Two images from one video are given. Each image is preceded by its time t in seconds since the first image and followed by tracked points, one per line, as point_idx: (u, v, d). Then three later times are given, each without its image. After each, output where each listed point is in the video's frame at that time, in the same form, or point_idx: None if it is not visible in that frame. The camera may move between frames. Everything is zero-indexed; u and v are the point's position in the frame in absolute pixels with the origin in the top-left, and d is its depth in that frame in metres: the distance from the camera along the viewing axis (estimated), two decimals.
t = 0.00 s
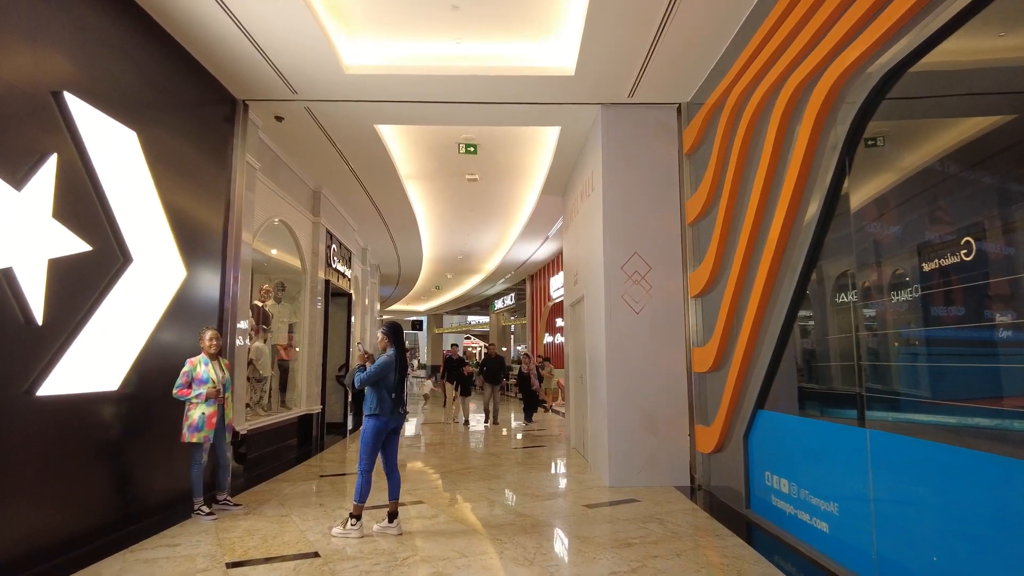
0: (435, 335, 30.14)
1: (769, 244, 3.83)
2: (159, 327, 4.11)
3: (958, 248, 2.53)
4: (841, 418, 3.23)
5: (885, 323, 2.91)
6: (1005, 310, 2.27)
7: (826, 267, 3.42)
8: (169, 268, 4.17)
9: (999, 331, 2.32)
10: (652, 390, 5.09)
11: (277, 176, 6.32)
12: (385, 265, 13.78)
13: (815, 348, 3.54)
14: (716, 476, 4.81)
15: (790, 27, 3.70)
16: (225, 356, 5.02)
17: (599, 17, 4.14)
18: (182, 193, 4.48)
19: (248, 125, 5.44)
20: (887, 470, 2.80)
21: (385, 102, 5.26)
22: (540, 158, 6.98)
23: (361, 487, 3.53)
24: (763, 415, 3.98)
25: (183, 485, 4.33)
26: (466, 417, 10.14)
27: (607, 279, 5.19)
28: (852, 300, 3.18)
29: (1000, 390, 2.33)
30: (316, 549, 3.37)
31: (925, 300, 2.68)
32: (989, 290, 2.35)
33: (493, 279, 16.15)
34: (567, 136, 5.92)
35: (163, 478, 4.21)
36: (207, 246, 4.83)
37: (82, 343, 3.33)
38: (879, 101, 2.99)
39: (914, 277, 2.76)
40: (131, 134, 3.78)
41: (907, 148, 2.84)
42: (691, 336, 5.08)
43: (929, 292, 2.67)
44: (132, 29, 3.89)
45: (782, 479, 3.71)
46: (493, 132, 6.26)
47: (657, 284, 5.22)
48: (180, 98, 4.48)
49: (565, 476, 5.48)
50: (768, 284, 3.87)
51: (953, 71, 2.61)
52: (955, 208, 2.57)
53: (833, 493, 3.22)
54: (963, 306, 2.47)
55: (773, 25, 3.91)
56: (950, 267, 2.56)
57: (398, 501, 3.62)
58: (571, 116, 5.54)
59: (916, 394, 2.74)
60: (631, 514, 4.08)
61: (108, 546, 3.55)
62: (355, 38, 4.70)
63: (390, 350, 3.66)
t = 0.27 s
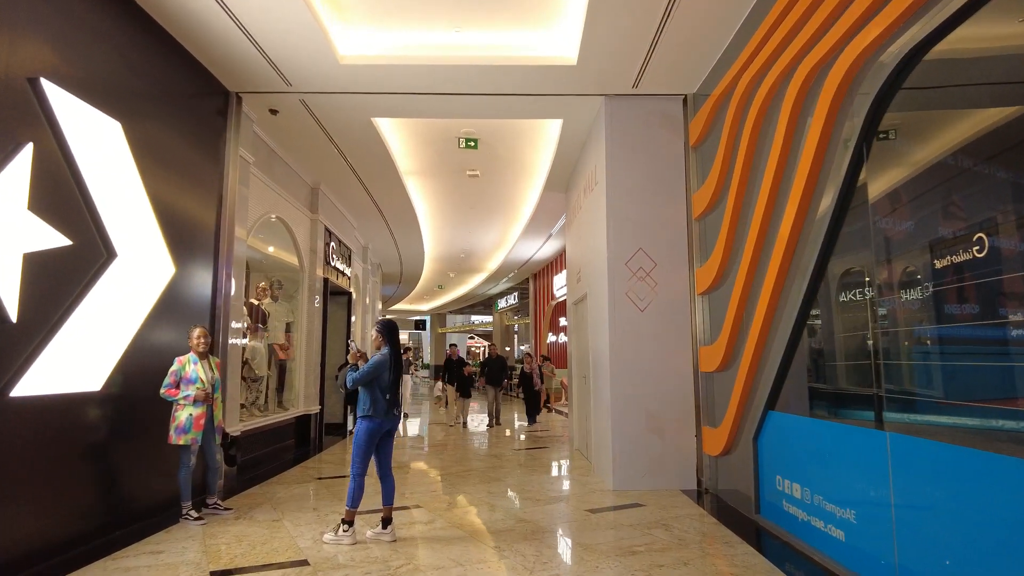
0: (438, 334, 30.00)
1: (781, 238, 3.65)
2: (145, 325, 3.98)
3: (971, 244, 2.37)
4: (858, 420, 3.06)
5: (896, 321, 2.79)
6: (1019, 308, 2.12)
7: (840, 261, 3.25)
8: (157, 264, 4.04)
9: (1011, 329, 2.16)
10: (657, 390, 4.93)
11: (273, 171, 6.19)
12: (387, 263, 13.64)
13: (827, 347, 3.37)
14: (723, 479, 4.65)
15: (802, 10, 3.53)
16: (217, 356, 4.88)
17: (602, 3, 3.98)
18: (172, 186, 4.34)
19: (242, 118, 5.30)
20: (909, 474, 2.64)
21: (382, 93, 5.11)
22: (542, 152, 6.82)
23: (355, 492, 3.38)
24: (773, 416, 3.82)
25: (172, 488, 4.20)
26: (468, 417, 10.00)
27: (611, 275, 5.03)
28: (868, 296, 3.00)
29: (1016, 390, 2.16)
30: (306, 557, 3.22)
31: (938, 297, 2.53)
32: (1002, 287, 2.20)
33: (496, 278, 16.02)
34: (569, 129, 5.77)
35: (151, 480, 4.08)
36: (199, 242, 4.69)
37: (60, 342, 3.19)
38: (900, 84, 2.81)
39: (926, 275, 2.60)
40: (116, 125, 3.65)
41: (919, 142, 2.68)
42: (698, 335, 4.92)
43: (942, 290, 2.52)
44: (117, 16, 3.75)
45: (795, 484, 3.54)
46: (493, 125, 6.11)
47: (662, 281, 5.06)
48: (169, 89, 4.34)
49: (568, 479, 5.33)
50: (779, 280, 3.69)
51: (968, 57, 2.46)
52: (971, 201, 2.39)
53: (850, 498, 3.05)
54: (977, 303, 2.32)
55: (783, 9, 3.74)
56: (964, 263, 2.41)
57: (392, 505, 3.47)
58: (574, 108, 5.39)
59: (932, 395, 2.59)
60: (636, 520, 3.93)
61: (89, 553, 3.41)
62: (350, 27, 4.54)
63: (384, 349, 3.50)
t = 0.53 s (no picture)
0: (442, 334, 29.84)
1: (794, 231, 3.42)
2: (125, 324, 3.80)
3: (988, 238, 2.26)
4: (879, 423, 2.84)
5: (908, 319, 2.61)
6: None
7: (857, 255, 3.00)
8: (139, 258, 3.87)
9: None
10: (662, 392, 4.72)
11: (267, 165, 6.02)
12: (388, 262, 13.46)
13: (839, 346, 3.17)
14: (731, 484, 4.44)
15: None
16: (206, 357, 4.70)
17: None
18: (156, 179, 4.17)
19: (232, 109, 5.12)
20: (933, 481, 2.39)
21: (376, 83, 4.92)
22: (544, 145, 6.63)
23: (342, 499, 3.19)
24: (786, 419, 3.60)
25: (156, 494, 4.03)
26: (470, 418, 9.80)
27: (615, 271, 4.84)
28: (881, 293, 2.81)
29: None
30: (290, 568, 3.05)
31: (954, 293, 2.37)
32: None
33: (499, 277, 15.83)
34: (571, 120, 5.57)
35: (134, 486, 3.91)
36: (186, 238, 4.52)
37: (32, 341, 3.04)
38: (924, 60, 2.58)
39: (940, 271, 2.45)
40: (93, 113, 3.49)
41: (932, 131, 2.54)
42: (706, 333, 4.71)
43: (958, 285, 2.37)
44: None
45: (810, 490, 3.31)
46: (492, 117, 5.92)
47: (668, 276, 4.86)
48: (153, 78, 4.16)
49: (570, 483, 5.14)
50: (793, 275, 3.46)
51: (989, 36, 2.27)
52: (988, 194, 2.29)
53: (869, 506, 2.82)
54: (996, 300, 2.19)
55: None
56: (980, 259, 2.28)
57: (382, 513, 3.29)
58: (576, 97, 5.19)
59: (950, 396, 2.43)
60: (640, 528, 3.74)
61: (63, 564, 3.24)
62: (341, 12, 4.35)
63: (373, 348, 3.31)
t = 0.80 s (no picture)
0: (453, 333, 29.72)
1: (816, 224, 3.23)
2: (121, 324, 3.68)
3: (1012, 233, 2.06)
4: (906, 428, 2.66)
5: (935, 316, 2.47)
6: None
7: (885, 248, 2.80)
8: (135, 256, 3.77)
9: None
10: (676, 393, 4.56)
11: (270, 161, 5.90)
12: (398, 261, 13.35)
13: (864, 346, 2.98)
14: (748, 490, 4.26)
15: None
16: (207, 358, 4.57)
17: None
18: (154, 175, 4.06)
19: (233, 104, 5.01)
20: (972, 488, 2.22)
21: (379, 75, 4.79)
22: (553, 140, 6.47)
23: (341, 507, 3.06)
24: (807, 423, 3.42)
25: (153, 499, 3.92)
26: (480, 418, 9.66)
27: (627, 269, 4.68)
28: (893, 292, 2.74)
29: None
30: None
31: (981, 289, 2.20)
32: None
33: (510, 276, 15.67)
34: (581, 113, 5.41)
35: (130, 491, 3.80)
36: (185, 237, 4.41)
37: (20, 342, 2.95)
38: (960, 37, 2.39)
39: (964, 268, 2.30)
40: (82, 106, 3.40)
41: (957, 123, 2.38)
42: (722, 332, 4.54)
43: (981, 283, 2.21)
44: None
45: (833, 498, 3.13)
46: (500, 110, 5.77)
47: (682, 274, 4.69)
48: (150, 70, 4.05)
49: (581, 487, 4.98)
50: (815, 271, 3.26)
51: None
52: (1014, 188, 2.08)
53: (897, 517, 2.64)
54: None
55: None
56: (1005, 255, 2.09)
57: (384, 521, 3.16)
58: (585, 89, 5.03)
59: (980, 399, 2.25)
60: (654, 536, 3.58)
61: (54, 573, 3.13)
62: (341, 1, 4.22)
63: (374, 348, 3.18)
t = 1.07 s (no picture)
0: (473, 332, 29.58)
1: (859, 210, 2.99)
2: (125, 319, 3.56)
3: None
4: (962, 431, 2.44)
5: (995, 310, 2.25)
6: None
7: (938, 234, 2.55)
8: (139, 247, 3.65)
9: None
10: (704, 393, 4.34)
11: (284, 154, 5.78)
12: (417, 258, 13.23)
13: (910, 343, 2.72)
14: (781, 494, 4.03)
15: None
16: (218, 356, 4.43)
17: None
18: (161, 166, 3.94)
19: (244, 94, 4.88)
20: None
21: (393, 62, 4.63)
22: (574, 130, 6.27)
23: (350, 511, 2.89)
24: (848, 424, 3.18)
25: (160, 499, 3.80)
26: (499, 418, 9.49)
27: (651, 262, 4.46)
28: (921, 288, 2.67)
29: None
30: None
31: None
32: None
33: (530, 273, 15.47)
34: (603, 100, 5.20)
35: (137, 491, 3.69)
36: (195, 230, 4.29)
37: (16, 336, 2.82)
38: None
39: (1008, 263, 2.16)
40: (83, 91, 3.27)
41: (1013, 102, 2.16)
42: (755, 329, 4.31)
43: None
44: None
45: (876, 505, 2.90)
46: (518, 99, 5.58)
47: (710, 266, 4.47)
48: (157, 58, 3.93)
49: (604, 490, 4.78)
50: (858, 261, 3.02)
51: None
52: None
53: (950, 527, 2.41)
54: None
55: None
56: None
57: (396, 526, 2.99)
58: (607, 75, 4.83)
59: None
60: (682, 543, 3.37)
61: None
62: None
63: (384, 344, 3.01)
